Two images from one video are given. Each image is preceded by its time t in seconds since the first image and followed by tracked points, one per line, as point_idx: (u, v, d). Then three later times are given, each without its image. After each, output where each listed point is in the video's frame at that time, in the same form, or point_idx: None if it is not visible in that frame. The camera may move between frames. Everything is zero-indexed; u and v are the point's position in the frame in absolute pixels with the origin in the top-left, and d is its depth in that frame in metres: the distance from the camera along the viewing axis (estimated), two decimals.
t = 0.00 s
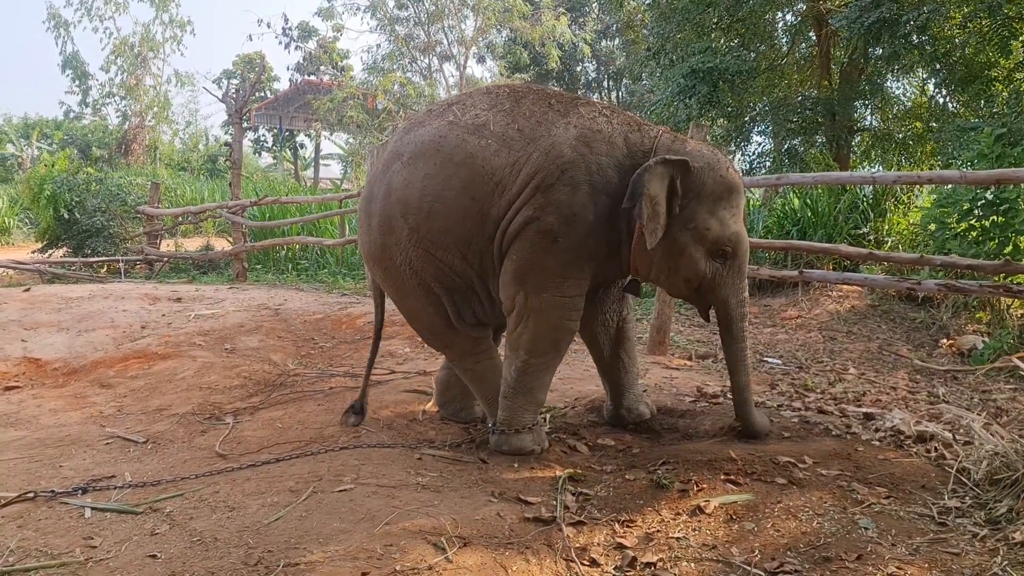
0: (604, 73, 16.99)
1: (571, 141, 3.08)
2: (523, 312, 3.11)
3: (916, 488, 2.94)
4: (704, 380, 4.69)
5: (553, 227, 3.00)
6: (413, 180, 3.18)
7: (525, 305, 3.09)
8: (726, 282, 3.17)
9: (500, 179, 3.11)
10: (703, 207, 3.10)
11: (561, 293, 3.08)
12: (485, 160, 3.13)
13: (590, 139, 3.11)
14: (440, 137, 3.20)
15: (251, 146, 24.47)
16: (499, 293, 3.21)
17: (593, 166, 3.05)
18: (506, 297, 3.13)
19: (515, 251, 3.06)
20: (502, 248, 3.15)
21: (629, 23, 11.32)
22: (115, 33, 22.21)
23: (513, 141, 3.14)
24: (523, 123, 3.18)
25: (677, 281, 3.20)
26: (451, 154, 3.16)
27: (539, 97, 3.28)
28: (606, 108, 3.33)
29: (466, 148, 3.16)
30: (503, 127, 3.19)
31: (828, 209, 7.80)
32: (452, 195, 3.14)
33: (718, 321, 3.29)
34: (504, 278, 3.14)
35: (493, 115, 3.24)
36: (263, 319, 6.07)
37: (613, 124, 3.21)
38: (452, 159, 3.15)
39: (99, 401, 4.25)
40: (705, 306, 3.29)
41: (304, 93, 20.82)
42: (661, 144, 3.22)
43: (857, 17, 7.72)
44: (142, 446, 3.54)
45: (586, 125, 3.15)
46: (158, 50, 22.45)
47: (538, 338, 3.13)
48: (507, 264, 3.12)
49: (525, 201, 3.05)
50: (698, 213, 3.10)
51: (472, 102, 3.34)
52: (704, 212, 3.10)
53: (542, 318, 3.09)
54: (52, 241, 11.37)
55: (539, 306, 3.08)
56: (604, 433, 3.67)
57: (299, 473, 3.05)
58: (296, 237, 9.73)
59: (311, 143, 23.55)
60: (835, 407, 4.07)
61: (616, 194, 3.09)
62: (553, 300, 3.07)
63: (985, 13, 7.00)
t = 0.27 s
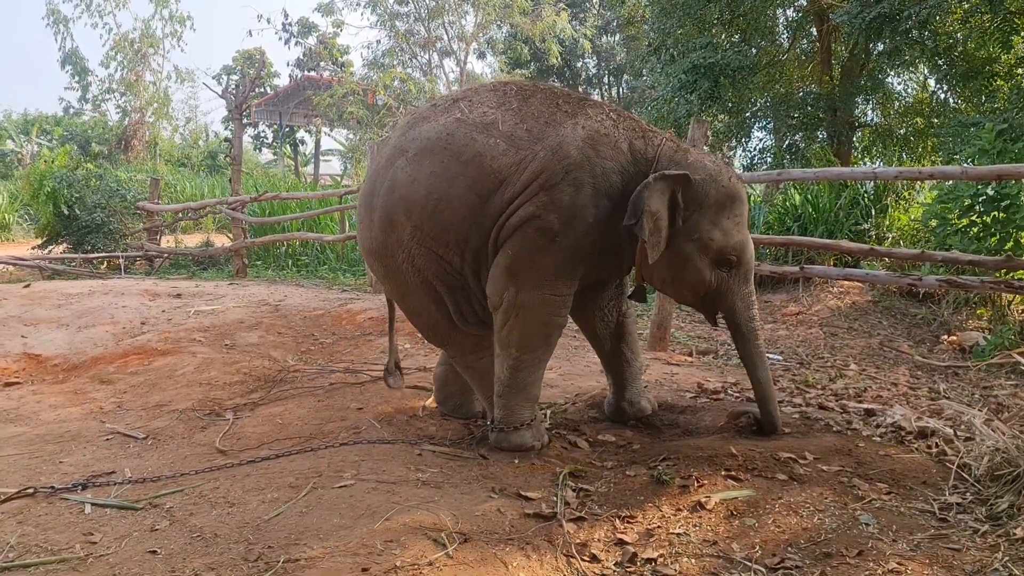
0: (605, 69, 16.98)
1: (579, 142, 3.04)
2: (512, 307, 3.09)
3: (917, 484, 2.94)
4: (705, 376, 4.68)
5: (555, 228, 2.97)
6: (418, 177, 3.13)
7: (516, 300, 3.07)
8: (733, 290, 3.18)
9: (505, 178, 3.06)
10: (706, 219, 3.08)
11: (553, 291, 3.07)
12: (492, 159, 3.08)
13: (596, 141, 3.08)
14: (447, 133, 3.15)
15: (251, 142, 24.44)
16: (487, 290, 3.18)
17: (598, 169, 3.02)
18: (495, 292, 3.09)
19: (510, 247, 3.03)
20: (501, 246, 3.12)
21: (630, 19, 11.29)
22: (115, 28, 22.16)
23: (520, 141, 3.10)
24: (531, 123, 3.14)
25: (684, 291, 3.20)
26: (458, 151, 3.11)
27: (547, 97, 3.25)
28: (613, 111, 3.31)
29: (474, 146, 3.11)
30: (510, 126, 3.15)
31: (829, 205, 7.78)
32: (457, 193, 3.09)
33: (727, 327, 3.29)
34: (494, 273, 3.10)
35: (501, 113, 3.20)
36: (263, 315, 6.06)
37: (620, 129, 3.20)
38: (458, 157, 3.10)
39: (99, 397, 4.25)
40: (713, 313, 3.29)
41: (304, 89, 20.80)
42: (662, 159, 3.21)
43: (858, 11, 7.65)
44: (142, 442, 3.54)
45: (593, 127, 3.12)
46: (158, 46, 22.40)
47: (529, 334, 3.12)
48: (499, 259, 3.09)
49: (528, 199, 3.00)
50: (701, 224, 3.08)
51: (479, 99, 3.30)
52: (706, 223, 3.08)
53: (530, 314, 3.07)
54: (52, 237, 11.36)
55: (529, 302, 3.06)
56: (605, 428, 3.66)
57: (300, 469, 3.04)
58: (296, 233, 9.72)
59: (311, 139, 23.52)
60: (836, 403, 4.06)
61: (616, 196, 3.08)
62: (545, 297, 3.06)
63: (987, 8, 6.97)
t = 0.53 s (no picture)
0: (606, 64, 16.93)
1: (588, 139, 3.03)
2: (514, 304, 3.07)
3: (916, 480, 2.94)
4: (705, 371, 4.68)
5: (561, 225, 2.96)
6: (427, 169, 3.12)
7: (519, 296, 3.06)
8: (717, 297, 3.21)
9: (514, 173, 3.05)
10: (707, 224, 3.08)
11: (556, 289, 3.07)
12: (502, 153, 3.07)
13: (607, 140, 3.07)
14: (458, 126, 3.14)
15: (252, 138, 24.41)
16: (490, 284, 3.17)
17: (607, 168, 3.01)
18: (498, 287, 3.08)
19: (515, 242, 3.02)
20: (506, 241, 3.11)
21: (630, 14, 11.26)
22: (115, 24, 22.12)
23: (530, 136, 3.09)
24: (542, 119, 3.13)
25: (668, 291, 3.22)
26: (468, 144, 3.10)
27: (559, 94, 3.24)
28: (623, 110, 3.30)
29: (485, 140, 3.10)
30: (521, 121, 3.14)
31: (829, 201, 7.77)
32: (465, 186, 3.09)
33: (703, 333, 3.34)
34: (499, 268, 3.09)
35: (512, 108, 3.19)
36: (264, 310, 6.07)
37: (630, 128, 3.19)
38: (469, 150, 3.09)
39: (101, 393, 4.26)
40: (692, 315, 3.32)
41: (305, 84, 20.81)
42: (674, 157, 3.20)
43: (859, 6, 7.64)
44: (143, 437, 3.54)
45: (604, 125, 3.11)
46: (159, 42, 22.37)
47: (531, 331, 3.12)
48: (504, 254, 3.07)
49: (536, 194, 2.98)
50: (701, 229, 3.08)
51: (490, 93, 3.28)
52: (707, 229, 3.08)
53: (533, 311, 3.07)
54: (52, 233, 11.37)
55: (532, 299, 3.05)
56: (605, 424, 3.67)
57: (300, 465, 3.05)
58: (296, 229, 9.72)
59: (312, 135, 23.49)
60: (836, 399, 4.06)
61: (624, 197, 3.06)
62: (548, 294, 3.06)
63: (987, 3, 6.96)
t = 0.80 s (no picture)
0: (607, 58, 16.88)
1: (591, 131, 3.03)
2: (521, 298, 3.06)
3: (917, 474, 2.94)
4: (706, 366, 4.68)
5: (565, 217, 2.95)
6: (429, 161, 3.10)
7: (524, 291, 3.05)
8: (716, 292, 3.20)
9: (516, 165, 3.04)
10: (710, 217, 3.07)
11: (561, 283, 3.06)
12: (505, 145, 3.07)
13: (609, 130, 3.07)
14: (459, 118, 3.13)
15: (252, 132, 24.38)
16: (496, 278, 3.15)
17: (610, 159, 3.00)
18: (505, 281, 3.06)
19: (520, 235, 3.01)
20: (509, 234, 3.10)
21: (631, 7, 11.23)
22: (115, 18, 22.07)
23: (532, 128, 3.09)
24: (544, 110, 3.13)
25: (669, 284, 3.20)
26: (470, 136, 3.09)
27: (561, 86, 3.23)
28: (625, 102, 3.29)
29: (486, 132, 3.09)
30: (523, 113, 3.14)
31: (830, 195, 7.76)
32: (468, 178, 3.08)
33: (700, 329, 3.31)
34: (505, 262, 3.07)
35: (514, 100, 3.19)
36: (265, 305, 6.07)
37: (633, 120, 3.19)
38: (471, 142, 3.09)
39: (102, 387, 4.26)
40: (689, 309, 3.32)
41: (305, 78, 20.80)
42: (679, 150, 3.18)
43: None
44: (144, 432, 3.55)
45: (606, 116, 3.11)
46: (159, 36, 22.32)
47: (536, 326, 3.11)
48: (509, 247, 3.06)
49: (539, 186, 2.98)
50: (703, 222, 3.07)
51: (492, 86, 3.28)
52: (709, 222, 3.07)
53: (539, 305, 3.06)
54: (53, 227, 11.37)
55: (539, 294, 3.04)
56: (605, 419, 3.66)
57: (301, 459, 3.05)
58: (297, 223, 9.71)
59: (312, 129, 23.46)
60: (836, 393, 4.06)
61: (627, 189, 3.05)
62: (555, 289, 3.05)
63: None
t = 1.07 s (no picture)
0: (607, 53, 16.85)
1: (587, 121, 3.03)
2: (534, 293, 3.06)
3: (919, 470, 2.94)
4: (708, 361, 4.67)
5: (570, 209, 2.94)
6: (424, 157, 3.07)
7: (536, 285, 3.04)
8: (727, 275, 3.23)
9: (514, 158, 3.03)
10: (715, 197, 3.11)
11: (572, 277, 3.03)
12: (500, 138, 3.05)
13: (605, 119, 3.06)
14: (452, 113, 3.11)
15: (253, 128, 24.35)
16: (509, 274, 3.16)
17: (610, 148, 3.00)
18: (517, 277, 3.07)
19: (528, 230, 3.00)
20: (515, 228, 3.09)
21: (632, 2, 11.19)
22: (115, 13, 22.03)
23: (526, 120, 3.07)
24: (538, 102, 3.12)
25: (680, 270, 3.20)
26: (464, 130, 3.07)
27: (552, 77, 3.22)
28: (618, 90, 3.28)
29: (480, 125, 3.07)
30: (515, 105, 3.12)
31: (831, 190, 7.75)
32: (465, 172, 3.05)
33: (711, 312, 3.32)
34: (515, 257, 3.07)
35: (505, 93, 3.17)
36: (265, 300, 6.06)
37: (628, 107, 3.19)
38: (464, 136, 3.06)
39: (102, 382, 4.26)
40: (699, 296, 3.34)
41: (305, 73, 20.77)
42: (674, 133, 3.18)
43: None
44: (145, 427, 3.55)
45: (600, 106, 3.11)
46: (159, 31, 22.28)
47: (548, 320, 3.09)
48: (519, 242, 3.05)
49: (541, 179, 2.97)
50: (710, 202, 3.11)
51: (483, 80, 3.25)
52: (716, 202, 3.11)
53: (550, 299, 3.04)
54: (53, 223, 11.35)
55: (551, 288, 3.03)
56: (607, 414, 3.66)
57: (303, 455, 3.04)
58: (298, 218, 9.70)
59: (313, 124, 23.42)
60: (838, 389, 4.06)
61: (630, 178, 3.05)
62: (565, 282, 3.02)
63: None
